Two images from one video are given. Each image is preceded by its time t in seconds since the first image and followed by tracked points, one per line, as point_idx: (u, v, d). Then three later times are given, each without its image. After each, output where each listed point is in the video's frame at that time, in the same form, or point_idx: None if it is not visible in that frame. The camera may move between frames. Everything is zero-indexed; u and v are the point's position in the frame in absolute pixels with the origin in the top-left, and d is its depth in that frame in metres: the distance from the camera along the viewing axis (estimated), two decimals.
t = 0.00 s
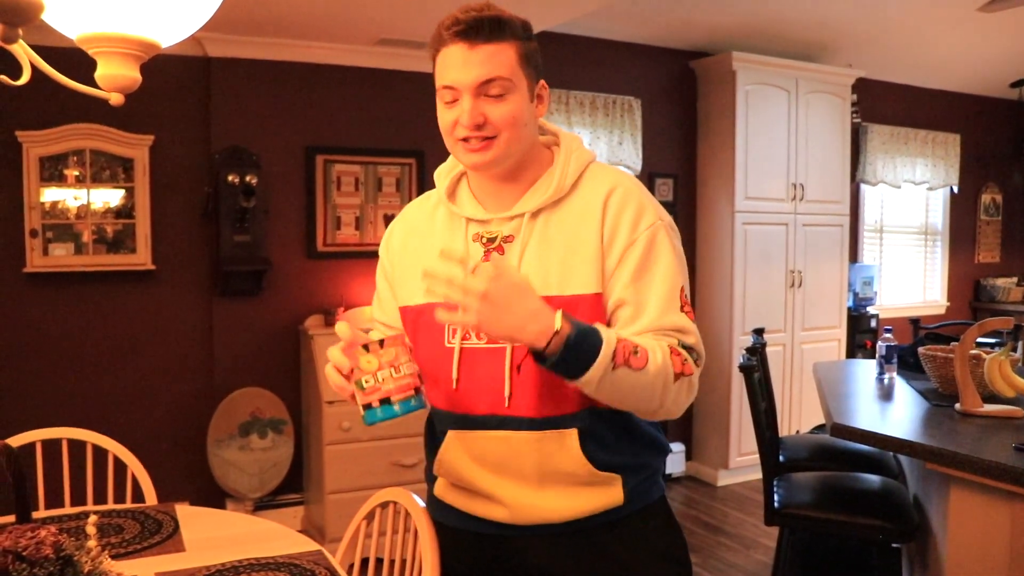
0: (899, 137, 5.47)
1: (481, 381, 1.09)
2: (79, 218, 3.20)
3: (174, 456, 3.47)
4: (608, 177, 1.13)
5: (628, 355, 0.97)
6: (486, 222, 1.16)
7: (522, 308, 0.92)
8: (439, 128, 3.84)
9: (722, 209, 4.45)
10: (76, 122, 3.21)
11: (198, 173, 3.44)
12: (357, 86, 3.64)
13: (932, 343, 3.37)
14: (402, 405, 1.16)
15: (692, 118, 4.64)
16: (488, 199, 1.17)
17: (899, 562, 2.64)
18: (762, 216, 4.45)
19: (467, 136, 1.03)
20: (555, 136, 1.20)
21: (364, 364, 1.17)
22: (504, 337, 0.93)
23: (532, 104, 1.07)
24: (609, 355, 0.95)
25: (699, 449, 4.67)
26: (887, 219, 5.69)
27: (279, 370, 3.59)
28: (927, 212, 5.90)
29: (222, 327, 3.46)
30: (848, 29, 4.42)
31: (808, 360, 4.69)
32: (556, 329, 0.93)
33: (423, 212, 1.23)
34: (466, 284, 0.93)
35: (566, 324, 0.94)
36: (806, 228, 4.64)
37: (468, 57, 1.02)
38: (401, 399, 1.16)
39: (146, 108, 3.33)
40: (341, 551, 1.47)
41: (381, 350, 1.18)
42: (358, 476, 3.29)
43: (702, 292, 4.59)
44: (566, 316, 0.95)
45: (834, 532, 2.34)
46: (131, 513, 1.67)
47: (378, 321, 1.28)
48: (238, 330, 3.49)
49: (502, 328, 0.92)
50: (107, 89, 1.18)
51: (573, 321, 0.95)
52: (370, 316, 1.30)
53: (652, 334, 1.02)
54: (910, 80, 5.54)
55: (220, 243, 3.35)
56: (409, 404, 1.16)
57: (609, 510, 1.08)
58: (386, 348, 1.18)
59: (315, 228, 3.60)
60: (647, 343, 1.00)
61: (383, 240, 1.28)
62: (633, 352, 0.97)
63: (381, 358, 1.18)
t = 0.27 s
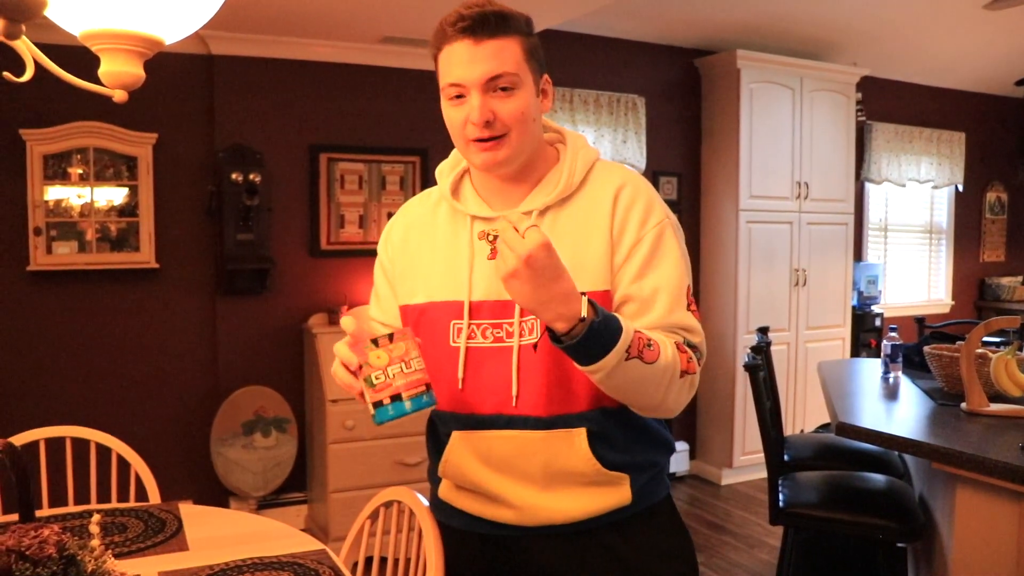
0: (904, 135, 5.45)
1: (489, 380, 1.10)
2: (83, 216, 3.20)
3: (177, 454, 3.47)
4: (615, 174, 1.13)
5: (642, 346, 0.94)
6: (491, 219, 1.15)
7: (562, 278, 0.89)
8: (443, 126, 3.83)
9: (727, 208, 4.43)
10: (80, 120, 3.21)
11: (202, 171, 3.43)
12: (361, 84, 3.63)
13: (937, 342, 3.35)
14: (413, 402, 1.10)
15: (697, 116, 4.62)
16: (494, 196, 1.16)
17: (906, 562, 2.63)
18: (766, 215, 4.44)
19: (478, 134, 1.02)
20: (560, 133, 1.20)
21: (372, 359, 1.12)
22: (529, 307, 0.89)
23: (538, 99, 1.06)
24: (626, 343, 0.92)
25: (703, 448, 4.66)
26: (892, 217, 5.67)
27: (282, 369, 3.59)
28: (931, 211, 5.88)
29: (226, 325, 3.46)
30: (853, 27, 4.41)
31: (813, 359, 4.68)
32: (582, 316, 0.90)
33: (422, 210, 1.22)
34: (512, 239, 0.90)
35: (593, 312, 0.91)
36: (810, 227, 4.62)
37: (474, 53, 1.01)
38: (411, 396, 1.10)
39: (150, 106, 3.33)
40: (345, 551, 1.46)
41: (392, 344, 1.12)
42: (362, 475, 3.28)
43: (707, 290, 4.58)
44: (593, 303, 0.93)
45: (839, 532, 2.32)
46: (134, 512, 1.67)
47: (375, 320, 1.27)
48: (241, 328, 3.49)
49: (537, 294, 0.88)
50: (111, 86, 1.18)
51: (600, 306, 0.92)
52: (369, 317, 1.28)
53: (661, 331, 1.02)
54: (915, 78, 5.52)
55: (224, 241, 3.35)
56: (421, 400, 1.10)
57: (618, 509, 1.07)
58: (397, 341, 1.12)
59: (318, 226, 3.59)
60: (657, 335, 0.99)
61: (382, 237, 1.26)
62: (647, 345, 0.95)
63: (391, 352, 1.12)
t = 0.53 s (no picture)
0: (907, 134, 5.43)
1: (495, 383, 1.08)
2: (85, 216, 3.20)
3: (180, 454, 3.47)
4: (622, 175, 1.12)
5: (651, 365, 0.95)
6: (496, 221, 1.15)
7: (559, 316, 0.86)
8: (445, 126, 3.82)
9: (729, 207, 4.42)
10: (83, 120, 3.20)
11: (204, 172, 3.43)
12: (363, 84, 3.63)
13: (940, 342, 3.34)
14: (411, 479, 1.06)
15: (699, 115, 4.61)
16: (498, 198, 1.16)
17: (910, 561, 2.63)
18: (769, 215, 4.43)
19: (450, 155, 1.03)
20: (563, 132, 1.19)
21: (373, 435, 1.05)
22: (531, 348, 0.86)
23: (520, 107, 1.04)
24: (634, 367, 0.92)
25: (706, 448, 4.65)
26: (895, 217, 5.66)
27: (285, 369, 3.59)
28: (935, 210, 5.86)
29: (228, 325, 3.46)
30: (856, 26, 4.39)
31: (816, 359, 4.67)
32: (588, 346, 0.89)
33: (426, 210, 1.22)
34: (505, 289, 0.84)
35: (599, 339, 0.90)
36: (813, 226, 4.61)
37: (438, 75, 1.02)
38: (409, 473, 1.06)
39: (152, 107, 3.33)
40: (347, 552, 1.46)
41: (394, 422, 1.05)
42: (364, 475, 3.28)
43: (710, 290, 4.57)
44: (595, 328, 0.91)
45: (844, 532, 2.32)
46: (137, 513, 1.67)
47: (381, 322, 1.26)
48: (243, 329, 3.49)
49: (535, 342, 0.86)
50: (111, 86, 1.17)
51: (604, 334, 0.90)
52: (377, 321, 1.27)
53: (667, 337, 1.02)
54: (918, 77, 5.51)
55: (226, 241, 3.35)
56: (416, 478, 1.06)
57: (624, 511, 1.07)
58: (399, 418, 1.06)
59: (321, 226, 3.59)
60: (664, 347, 0.99)
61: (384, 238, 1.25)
62: (656, 362, 0.95)
63: (393, 429, 1.05)
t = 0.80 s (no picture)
0: (908, 134, 5.43)
1: (500, 391, 1.08)
2: (86, 217, 3.20)
3: (180, 455, 3.47)
4: (624, 178, 1.12)
5: (652, 373, 0.94)
6: (498, 228, 1.14)
7: (562, 316, 0.85)
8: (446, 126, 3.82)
9: (730, 207, 4.42)
10: (83, 121, 3.20)
11: (205, 172, 3.43)
12: (363, 84, 3.62)
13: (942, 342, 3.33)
14: None
15: (700, 116, 4.61)
16: (498, 204, 1.15)
17: (911, 561, 2.63)
18: (770, 215, 4.43)
19: (455, 154, 1.02)
20: (564, 135, 1.19)
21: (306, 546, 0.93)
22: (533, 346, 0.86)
23: (521, 105, 1.03)
24: (635, 371, 0.92)
25: (707, 449, 4.64)
26: (896, 217, 5.65)
27: (286, 369, 3.58)
28: (936, 210, 5.85)
29: (229, 325, 3.46)
30: (858, 26, 4.39)
31: (817, 359, 4.66)
32: (589, 349, 0.88)
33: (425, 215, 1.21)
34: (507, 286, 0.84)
35: (599, 345, 0.89)
36: (815, 226, 4.60)
37: (439, 74, 1.01)
38: None
39: (152, 107, 3.33)
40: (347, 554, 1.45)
41: (326, 540, 0.92)
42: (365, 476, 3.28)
43: (711, 290, 4.56)
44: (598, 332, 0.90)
45: (846, 532, 2.31)
46: (137, 514, 1.66)
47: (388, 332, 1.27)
48: (244, 329, 3.49)
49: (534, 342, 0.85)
50: (111, 87, 1.17)
51: (605, 339, 0.89)
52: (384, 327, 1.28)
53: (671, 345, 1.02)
54: (919, 77, 5.50)
55: (227, 241, 3.35)
56: None
57: (627, 514, 1.07)
58: (333, 537, 0.92)
59: (322, 227, 3.59)
60: (667, 353, 0.99)
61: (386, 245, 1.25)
62: (657, 370, 0.95)
63: (326, 545, 0.92)
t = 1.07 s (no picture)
0: (909, 135, 5.43)
1: (505, 393, 1.08)
2: (86, 218, 3.20)
3: (181, 456, 3.47)
4: (624, 176, 1.13)
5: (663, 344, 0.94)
6: (499, 230, 1.13)
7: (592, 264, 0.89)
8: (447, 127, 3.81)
9: (731, 208, 4.42)
10: (84, 122, 3.20)
11: (205, 173, 3.43)
12: (364, 85, 3.62)
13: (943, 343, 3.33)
14: None
15: (701, 117, 4.61)
16: (498, 206, 1.14)
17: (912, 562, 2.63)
18: (771, 216, 4.42)
19: (479, 141, 1.01)
20: (561, 134, 1.19)
21: None
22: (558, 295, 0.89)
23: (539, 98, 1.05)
24: (647, 339, 0.91)
25: (708, 450, 4.64)
26: (897, 218, 5.65)
27: (286, 370, 3.59)
28: (937, 211, 5.85)
29: (229, 326, 3.46)
30: (859, 27, 4.38)
31: (818, 360, 4.66)
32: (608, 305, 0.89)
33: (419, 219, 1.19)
34: (539, 229, 0.89)
35: (618, 302, 0.90)
36: (815, 228, 4.60)
37: (470, 57, 1.00)
38: None
39: (153, 108, 3.33)
40: (347, 554, 1.46)
41: None
42: (365, 477, 3.28)
43: (711, 291, 4.56)
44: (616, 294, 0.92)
45: (845, 534, 2.31)
46: (137, 515, 1.66)
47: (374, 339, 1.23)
48: (244, 330, 3.49)
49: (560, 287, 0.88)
50: (111, 88, 1.17)
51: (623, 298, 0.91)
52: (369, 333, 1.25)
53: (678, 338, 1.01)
54: (920, 78, 5.50)
55: (227, 242, 3.35)
56: None
57: (634, 515, 1.07)
58: None
59: (322, 228, 3.59)
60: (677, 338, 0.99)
61: (377, 250, 1.22)
62: (667, 344, 0.94)
63: None
